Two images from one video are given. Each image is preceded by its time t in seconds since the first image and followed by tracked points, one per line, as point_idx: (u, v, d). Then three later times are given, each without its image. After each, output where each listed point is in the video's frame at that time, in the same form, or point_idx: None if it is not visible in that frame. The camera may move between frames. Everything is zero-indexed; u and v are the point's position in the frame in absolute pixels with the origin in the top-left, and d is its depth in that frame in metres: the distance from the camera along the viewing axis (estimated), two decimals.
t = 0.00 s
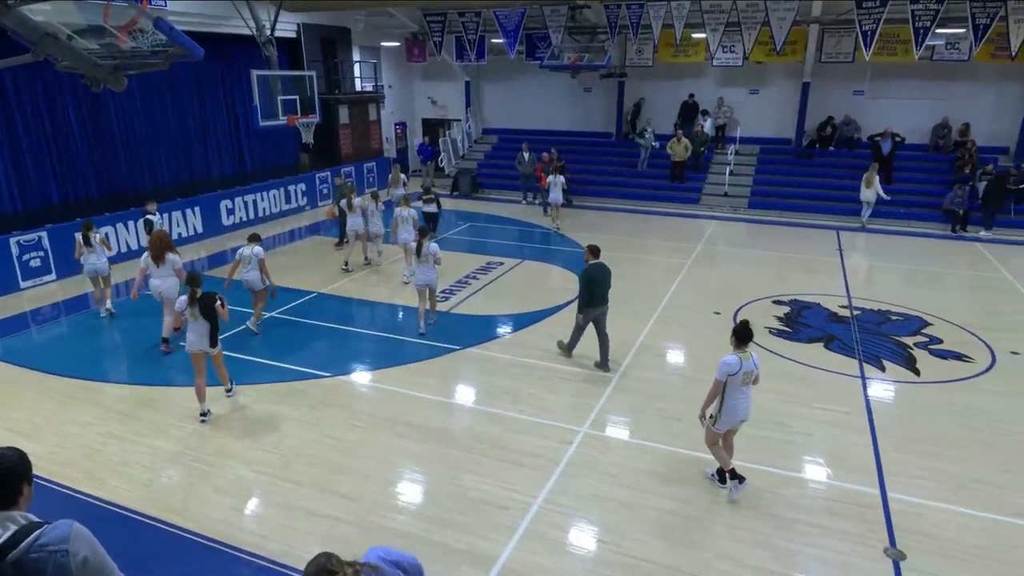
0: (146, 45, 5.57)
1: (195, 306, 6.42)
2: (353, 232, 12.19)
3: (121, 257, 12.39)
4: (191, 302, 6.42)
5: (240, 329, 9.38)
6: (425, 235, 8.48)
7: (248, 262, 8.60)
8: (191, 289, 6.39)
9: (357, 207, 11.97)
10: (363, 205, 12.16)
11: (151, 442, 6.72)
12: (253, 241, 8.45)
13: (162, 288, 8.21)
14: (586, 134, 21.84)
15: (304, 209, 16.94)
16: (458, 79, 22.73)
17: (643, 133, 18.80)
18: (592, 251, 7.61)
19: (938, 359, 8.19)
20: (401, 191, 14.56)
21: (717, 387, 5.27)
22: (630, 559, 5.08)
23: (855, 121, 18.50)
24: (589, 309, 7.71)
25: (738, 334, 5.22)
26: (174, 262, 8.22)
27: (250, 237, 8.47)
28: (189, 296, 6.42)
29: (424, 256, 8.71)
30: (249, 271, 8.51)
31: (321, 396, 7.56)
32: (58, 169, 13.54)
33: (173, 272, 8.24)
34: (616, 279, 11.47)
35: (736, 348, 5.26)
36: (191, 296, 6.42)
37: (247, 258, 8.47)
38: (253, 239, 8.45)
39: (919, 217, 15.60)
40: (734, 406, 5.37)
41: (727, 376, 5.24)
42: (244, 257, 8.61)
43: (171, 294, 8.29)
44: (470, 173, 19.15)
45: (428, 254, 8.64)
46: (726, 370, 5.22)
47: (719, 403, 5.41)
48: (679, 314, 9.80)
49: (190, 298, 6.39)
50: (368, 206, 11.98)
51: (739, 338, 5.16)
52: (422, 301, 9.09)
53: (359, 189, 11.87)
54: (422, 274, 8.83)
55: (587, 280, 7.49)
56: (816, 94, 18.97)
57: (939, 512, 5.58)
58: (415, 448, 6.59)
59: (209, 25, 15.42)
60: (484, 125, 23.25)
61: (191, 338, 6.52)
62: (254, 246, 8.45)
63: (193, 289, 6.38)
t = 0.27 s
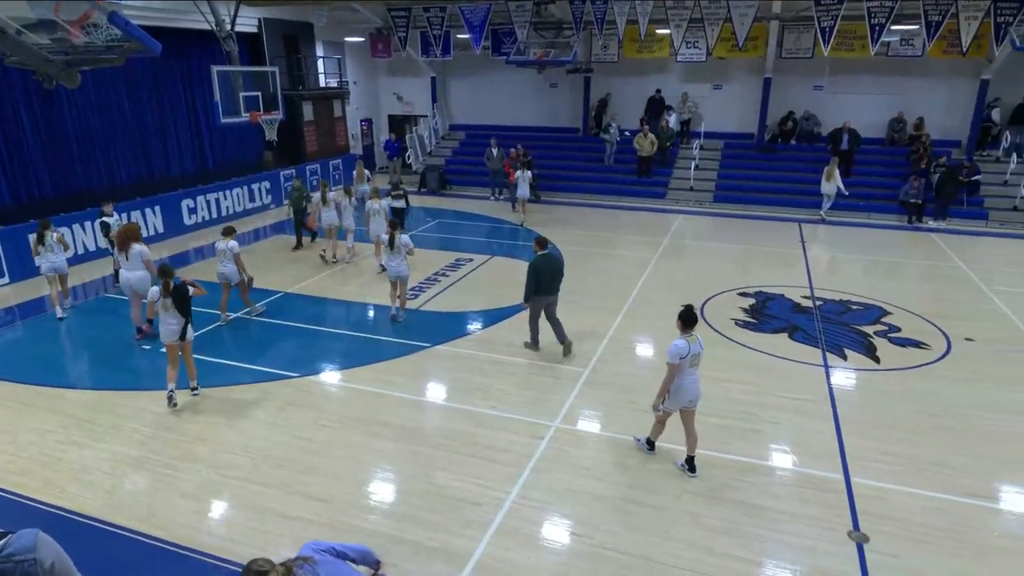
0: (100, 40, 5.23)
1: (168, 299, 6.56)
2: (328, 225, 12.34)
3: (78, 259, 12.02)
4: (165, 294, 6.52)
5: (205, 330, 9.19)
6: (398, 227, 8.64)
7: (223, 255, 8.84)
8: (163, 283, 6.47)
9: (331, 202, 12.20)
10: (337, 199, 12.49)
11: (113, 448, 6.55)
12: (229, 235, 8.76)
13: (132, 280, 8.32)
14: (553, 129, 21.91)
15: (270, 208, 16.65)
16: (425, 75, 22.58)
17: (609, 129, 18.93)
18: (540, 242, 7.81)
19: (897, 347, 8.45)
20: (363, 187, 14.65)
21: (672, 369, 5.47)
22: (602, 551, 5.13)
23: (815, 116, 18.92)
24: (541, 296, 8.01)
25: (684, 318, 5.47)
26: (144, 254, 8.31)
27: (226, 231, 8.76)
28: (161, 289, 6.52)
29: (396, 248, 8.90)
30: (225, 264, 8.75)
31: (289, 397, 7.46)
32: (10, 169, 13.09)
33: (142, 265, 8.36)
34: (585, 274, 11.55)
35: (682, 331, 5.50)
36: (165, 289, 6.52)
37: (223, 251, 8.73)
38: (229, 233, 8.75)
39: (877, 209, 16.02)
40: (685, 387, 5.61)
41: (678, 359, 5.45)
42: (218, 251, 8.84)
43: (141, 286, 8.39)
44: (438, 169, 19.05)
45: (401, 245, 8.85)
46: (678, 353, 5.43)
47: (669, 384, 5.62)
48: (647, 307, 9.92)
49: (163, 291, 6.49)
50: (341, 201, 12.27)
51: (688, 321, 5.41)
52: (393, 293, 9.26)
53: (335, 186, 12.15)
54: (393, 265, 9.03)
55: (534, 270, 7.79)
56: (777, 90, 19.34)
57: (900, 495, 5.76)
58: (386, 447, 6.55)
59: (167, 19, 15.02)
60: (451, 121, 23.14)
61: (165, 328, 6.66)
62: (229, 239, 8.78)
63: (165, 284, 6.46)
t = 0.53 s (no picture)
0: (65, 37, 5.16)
1: (148, 289, 6.85)
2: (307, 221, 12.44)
3: (45, 261, 11.75)
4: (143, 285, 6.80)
5: (178, 332, 9.06)
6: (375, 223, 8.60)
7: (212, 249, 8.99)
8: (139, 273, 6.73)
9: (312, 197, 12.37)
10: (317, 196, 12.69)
11: (84, 453, 6.43)
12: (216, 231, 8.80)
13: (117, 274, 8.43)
14: (528, 127, 21.96)
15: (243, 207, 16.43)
16: (399, 73, 22.46)
17: (582, 126, 19.04)
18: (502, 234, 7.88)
19: (865, 338, 8.66)
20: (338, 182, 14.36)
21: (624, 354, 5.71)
22: (580, 544, 5.19)
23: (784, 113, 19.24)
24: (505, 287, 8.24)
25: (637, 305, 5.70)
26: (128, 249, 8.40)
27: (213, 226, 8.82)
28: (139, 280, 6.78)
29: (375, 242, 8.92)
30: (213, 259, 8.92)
31: (265, 398, 7.39)
32: None
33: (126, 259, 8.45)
34: (561, 270, 11.62)
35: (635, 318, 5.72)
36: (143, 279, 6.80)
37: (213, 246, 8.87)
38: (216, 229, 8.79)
39: (844, 204, 16.36)
40: (639, 369, 5.87)
41: (629, 345, 5.68)
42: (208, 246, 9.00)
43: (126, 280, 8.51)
44: (414, 168, 18.98)
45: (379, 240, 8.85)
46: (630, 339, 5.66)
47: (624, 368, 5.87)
48: (622, 302, 10.02)
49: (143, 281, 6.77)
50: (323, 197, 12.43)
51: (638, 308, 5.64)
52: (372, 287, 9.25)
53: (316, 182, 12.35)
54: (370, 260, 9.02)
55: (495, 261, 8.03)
56: (746, 88, 19.62)
57: (869, 482, 5.92)
58: (364, 446, 6.54)
59: (135, 17, 14.73)
60: (425, 119, 23.06)
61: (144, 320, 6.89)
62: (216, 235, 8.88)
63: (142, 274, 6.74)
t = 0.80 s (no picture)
0: (42, 38, 5.17)
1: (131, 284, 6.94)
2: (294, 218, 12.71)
3: (24, 264, 11.60)
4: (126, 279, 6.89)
5: (161, 334, 9.02)
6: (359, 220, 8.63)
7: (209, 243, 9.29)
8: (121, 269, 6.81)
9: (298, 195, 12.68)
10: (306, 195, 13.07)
11: (68, 456, 6.41)
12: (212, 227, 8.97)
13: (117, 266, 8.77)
14: (509, 127, 22.03)
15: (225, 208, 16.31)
16: (380, 74, 22.40)
17: (562, 126, 19.16)
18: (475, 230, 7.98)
19: (839, 332, 8.87)
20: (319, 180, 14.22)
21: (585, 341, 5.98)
22: (565, 537, 5.30)
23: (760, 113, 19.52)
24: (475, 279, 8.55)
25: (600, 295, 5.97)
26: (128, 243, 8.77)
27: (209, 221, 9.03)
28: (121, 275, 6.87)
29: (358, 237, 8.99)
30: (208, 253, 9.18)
31: (250, 399, 7.41)
32: None
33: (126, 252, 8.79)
34: (543, 269, 11.72)
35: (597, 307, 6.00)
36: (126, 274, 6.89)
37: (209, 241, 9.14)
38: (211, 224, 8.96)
39: (818, 201, 16.65)
40: (601, 357, 6.12)
41: (590, 332, 5.99)
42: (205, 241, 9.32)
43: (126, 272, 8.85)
44: (396, 168, 18.97)
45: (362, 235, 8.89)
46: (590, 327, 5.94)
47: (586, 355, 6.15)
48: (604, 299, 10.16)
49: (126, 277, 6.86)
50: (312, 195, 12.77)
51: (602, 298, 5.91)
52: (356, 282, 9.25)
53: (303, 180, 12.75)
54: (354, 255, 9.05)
55: (467, 254, 8.36)
56: (723, 88, 19.85)
57: (843, 472, 6.10)
58: (350, 445, 6.59)
59: (113, 18, 14.56)
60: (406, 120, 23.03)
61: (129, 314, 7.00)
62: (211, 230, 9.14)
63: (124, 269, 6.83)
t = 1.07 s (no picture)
0: (33, 40, 5.20)
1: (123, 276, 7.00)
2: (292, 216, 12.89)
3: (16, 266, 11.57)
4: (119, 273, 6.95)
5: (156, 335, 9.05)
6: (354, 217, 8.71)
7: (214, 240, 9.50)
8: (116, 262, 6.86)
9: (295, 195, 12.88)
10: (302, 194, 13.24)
11: (63, 456, 6.45)
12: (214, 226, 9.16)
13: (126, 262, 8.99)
14: (499, 128, 22.14)
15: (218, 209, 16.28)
16: (371, 76, 22.44)
17: (552, 127, 19.30)
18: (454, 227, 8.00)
19: (824, 328, 9.04)
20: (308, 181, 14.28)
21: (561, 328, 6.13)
22: (556, 532, 5.41)
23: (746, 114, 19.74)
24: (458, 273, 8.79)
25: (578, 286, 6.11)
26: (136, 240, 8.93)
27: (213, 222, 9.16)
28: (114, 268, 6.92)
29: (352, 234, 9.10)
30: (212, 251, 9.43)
31: (244, 398, 7.47)
32: None
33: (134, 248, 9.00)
34: (534, 268, 11.83)
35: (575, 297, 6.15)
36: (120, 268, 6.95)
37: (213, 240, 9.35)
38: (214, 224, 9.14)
39: (801, 201, 16.88)
40: (575, 346, 6.29)
41: (566, 321, 6.12)
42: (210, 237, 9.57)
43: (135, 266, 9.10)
44: (387, 169, 19.04)
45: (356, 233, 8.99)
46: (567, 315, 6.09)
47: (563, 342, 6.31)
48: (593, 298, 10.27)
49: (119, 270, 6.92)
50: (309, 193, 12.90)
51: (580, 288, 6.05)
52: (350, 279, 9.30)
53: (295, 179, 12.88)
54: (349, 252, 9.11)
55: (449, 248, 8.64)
56: (709, 90, 20.04)
57: (828, 465, 6.24)
58: (343, 443, 6.67)
59: (104, 20, 14.53)
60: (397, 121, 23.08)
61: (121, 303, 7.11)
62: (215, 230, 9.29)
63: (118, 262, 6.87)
